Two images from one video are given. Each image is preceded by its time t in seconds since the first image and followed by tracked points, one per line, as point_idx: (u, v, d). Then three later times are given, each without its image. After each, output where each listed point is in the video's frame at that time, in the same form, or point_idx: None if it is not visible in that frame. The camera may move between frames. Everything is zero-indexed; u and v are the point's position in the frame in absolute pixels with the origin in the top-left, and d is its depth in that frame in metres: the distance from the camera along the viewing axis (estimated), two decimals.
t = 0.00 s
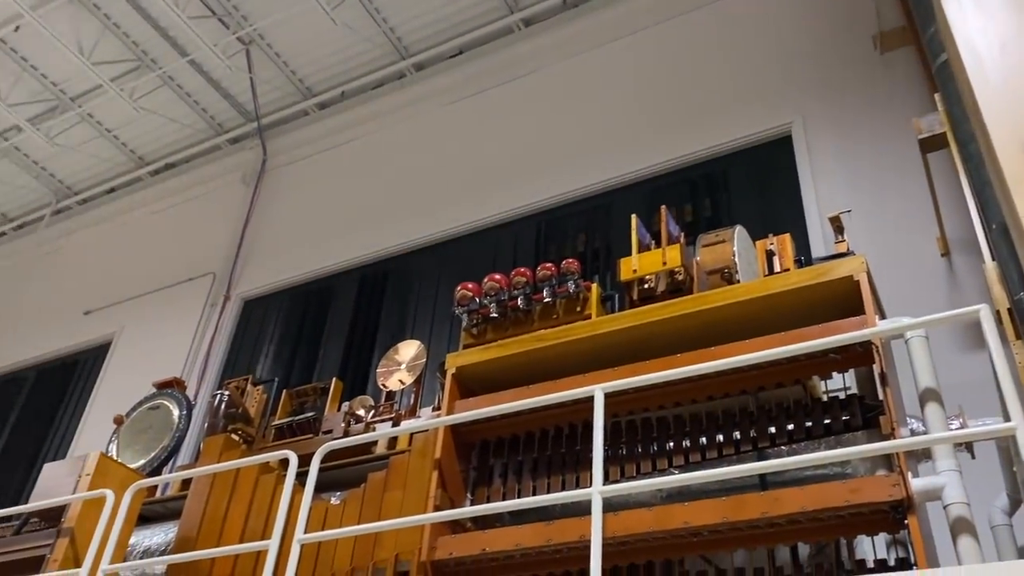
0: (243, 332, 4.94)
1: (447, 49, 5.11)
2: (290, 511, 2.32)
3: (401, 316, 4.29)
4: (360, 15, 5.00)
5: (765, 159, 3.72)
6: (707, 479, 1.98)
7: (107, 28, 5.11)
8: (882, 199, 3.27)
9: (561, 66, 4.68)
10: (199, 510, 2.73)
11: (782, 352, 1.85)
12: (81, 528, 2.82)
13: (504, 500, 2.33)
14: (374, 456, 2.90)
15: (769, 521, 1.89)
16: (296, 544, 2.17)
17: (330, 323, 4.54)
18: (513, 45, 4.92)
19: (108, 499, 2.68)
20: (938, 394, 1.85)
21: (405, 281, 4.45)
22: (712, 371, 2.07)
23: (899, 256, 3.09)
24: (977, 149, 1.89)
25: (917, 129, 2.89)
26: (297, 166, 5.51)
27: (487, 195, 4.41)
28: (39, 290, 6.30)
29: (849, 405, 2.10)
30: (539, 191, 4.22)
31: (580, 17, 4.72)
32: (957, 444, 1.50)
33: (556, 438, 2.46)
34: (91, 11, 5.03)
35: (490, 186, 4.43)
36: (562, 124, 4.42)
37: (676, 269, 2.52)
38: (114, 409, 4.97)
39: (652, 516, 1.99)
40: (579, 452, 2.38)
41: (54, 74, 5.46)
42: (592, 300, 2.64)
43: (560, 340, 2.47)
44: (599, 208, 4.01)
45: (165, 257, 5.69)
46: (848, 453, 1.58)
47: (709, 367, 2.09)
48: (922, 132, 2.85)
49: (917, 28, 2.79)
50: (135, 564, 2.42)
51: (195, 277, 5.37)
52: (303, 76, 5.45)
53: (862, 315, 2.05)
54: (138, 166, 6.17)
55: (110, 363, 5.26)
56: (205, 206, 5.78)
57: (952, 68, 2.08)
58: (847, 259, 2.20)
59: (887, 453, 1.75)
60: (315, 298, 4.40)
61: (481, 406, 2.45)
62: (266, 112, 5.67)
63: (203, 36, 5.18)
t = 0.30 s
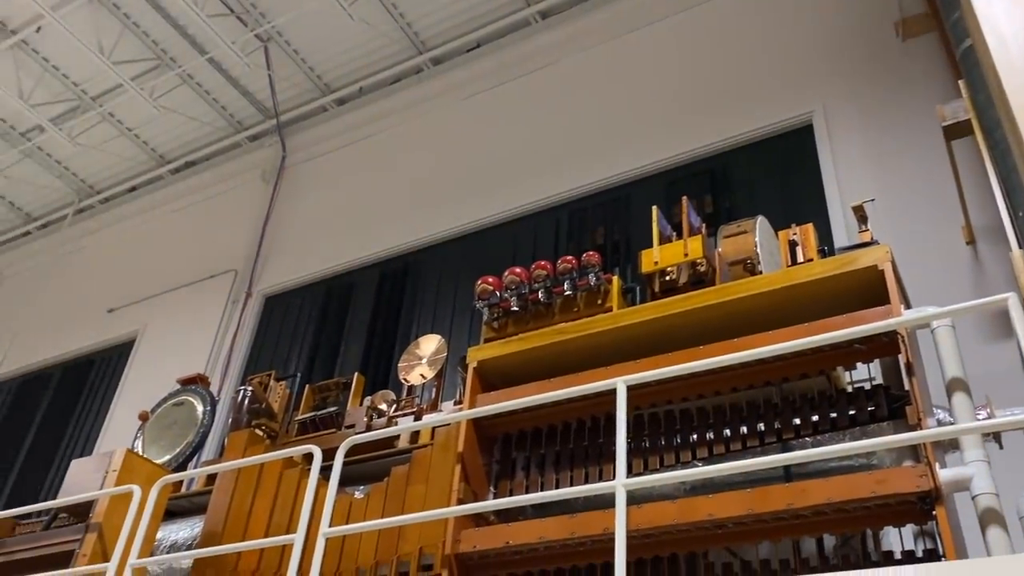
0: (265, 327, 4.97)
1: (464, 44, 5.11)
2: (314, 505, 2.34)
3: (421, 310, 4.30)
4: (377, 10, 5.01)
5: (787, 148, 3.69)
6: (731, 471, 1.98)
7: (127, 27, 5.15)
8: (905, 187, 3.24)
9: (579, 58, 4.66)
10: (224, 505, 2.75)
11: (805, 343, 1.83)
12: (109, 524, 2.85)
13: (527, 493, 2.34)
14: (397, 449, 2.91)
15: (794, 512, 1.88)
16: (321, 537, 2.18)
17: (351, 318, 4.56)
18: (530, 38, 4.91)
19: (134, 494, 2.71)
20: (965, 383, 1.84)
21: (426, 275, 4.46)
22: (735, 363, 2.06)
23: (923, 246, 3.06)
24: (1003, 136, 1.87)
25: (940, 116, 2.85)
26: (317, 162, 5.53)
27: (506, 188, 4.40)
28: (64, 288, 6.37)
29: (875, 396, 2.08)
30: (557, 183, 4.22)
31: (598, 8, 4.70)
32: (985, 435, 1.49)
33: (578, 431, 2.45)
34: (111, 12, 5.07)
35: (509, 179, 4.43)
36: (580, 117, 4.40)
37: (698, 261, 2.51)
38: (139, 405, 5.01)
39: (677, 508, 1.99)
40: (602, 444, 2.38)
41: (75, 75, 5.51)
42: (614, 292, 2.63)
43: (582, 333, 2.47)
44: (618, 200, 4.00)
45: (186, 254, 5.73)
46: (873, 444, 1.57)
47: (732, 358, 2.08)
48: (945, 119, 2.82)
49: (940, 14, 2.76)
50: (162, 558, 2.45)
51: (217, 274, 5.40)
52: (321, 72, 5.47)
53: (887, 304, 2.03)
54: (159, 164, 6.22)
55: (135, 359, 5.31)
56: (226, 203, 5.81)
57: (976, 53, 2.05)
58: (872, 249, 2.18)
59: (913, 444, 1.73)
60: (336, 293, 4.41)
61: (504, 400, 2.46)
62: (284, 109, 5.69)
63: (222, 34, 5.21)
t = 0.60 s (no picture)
0: (285, 323, 4.99)
1: (480, 37, 5.10)
2: (337, 499, 2.35)
3: (440, 305, 4.31)
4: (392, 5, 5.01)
5: (807, 139, 3.67)
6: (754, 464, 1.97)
7: (145, 26, 5.19)
8: (928, 176, 3.20)
9: (596, 51, 4.64)
10: (247, 500, 2.77)
11: (829, 334, 1.82)
12: (134, 518, 2.87)
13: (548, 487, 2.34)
14: (418, 443, 2.92)
15: (818, 504, 1.87)
16: (344, 532, 2.19)
17: (371, 313, 4.57)
18: (546, 31, 4.90)
19: (159, 490, 2.73)
20: (991, 373, 1.82)
21: (445, 270, 4.46)
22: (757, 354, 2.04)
23: (946, 234, 3.03)
24: None
25: (963, 103, 2.82)
26: (335, 158, 5.55)
27: (524, 182, 4.39)
28: (87, 287, 6.43)
29: (900, 387, 2.07)
30: (575, 176, 4.20)
31: None
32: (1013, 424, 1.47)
33: (599, 424, 2.45)
34: (129, 11, 5.11)
35: (527, 173, 4.42)
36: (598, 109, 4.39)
37: (718, 252, 2.49)
38: (161, 402, 5.05)
39: (700, 500, 1.98)
40: (623, 438, 2.38)
41: (94, 75, 5.56)
42: (633, 285, 2.62)
43: (602, 325, 2.46)
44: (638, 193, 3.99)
45: (207, 251, 5.76)
46: (898, 434, 1.56)
47: (754, 349, 2.06)
48: (969, 107, 2.79)
49: None
50: (187, 552, 2.46)
51: (237, 272, 5.43)
52: (338, 69, 5.48)
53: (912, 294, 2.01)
54: (178, 162, 6.25)
55: (157, 357, 5.35)
56: (245, 200, 5.84)
57: (1000, 40, 2.03)
58: (895, 238, 2.16)
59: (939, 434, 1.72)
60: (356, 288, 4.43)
61: (524, 394, 2.45)
62: (302, 105, 5.71)
63: (238, 31, 5.23)
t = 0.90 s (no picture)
0: (305, 319, 5.01)
1: (495, 31, 5.10)
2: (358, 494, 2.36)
3: (459, 299, 4.31)
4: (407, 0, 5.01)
5: (826, 129, 3.64)
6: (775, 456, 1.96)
7: (162, 26, 5.21)
8: (950, 165, 3.17)
9: (613, 43, 4.62)
10: (269, 495, 2.79)
11: (851, 325, 1.80)
12: (158, 513, 2.89)
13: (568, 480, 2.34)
14: (437, 438, 2.94)
15: (841, 496, 1.86)
16: (366, 525, 2.20)
17: (389, 308, 4.59)
18: (561, 23, 4.88)
19: (182, 485, 2.75)
20: (1016, 362, 1.80)
21: (462, 264, 4.47)
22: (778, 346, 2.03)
23: (969, 223, 3.00)
24: None
25: (985, 90, 2.78)
26: (352, 154, 5.57)
27: (541, 176, 4.38)
28: (108, 285, 6.48)
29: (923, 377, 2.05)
30: (593, 170, 4.19)
31: None
32: None
33: (619, 417, 2.44)
34: (147, 10, 5.13)
35: (544, 166, 4.41)
36: (615, 101, 4.37)
37: (738, 243, 2.48)
38: (183, 398, 5.09)
39: (721, 492, 1.98)
40: (643, 431, 2.37)
41: (113, 74, 5.60)
42: (652, 277, 2.61)
43: (621, 319, 2.45)
44: (656, 186, 3.98)
45: (226, 248, 5.79)
46: (922, 425, 1.54)
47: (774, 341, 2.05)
48: (991, 94, 2.75)
49: None
50: (210, 547, 2.48)
51: (256, 268, 5.45)
52: (354, 64, 5.49)
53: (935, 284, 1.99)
54: (197, 160, 6.29)
55: (178, 353, 5.39)
56: (263, 197, 5.86)
57: None
58: (917, 228, 2.14)
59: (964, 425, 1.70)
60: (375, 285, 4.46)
61: (543, 388, 2.45)
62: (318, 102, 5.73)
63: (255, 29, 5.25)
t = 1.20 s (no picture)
0: (323, 316, 5.04)
1: (510, 26, 5.09)
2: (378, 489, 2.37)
3: (475, 295, 4.32)
4: None
5: (845, 120, 3.61)
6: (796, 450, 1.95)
7: (178, 25, 5.24)
8: (971, 155, 3.13)
9: (627, 36, 4.60)
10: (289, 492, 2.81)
11: (873, 317, 1.79)
12: (180, 509, 2.92)
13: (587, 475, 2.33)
14: (455, 433, 2.94)
15: (863, 489, 1.85)
16: (386, 521, 2.21)
17: (407, 305, 4.60)
18: (576, 17, 4.87)
19: (203, 482, 2.77)
20: None
21: (479, 260, 4.47)
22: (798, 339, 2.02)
23: (990, 212, 2.96)
24: None
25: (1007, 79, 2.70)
26: (367, 151, 5.58)
27: (556, 170, 4.38)
28: (128, 283, 6.54)
29: (945, 369, 2.03)
30: (608, 163, 4.18)
31: None
32: None
33: (638, 412, 2.44)
34: (162, 10, 5.16)
35: (560, 161, 4.40)
36: (630, 95, 4.36)
37: (756, 236, 2.46)
38: (202, 395, 5.13)
39: (741, 486, 1.97)
40: (663, 425, 2.37)
41: (130, 74, 5.64)
42: (670, 271, 2.59)
43: (639, 313, 2.45)
44: (672, 180, 3.96)
45: (243, 246, 5.83)
46: (944, 418, 1.53)
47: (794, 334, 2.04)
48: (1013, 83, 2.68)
49: None
50: (231, 543, 2.50)
51: (273, 266, 5.48)
52: (369, 61, 5.50)
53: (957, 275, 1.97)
54: (214, 159, 6.33)
55: (198, 351, 5.43)
56: (280, 195, 5.89)
57: None
58: (938, 218, 2.12)
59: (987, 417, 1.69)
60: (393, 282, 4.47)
61: (560, 382, 2.45)
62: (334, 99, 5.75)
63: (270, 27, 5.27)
